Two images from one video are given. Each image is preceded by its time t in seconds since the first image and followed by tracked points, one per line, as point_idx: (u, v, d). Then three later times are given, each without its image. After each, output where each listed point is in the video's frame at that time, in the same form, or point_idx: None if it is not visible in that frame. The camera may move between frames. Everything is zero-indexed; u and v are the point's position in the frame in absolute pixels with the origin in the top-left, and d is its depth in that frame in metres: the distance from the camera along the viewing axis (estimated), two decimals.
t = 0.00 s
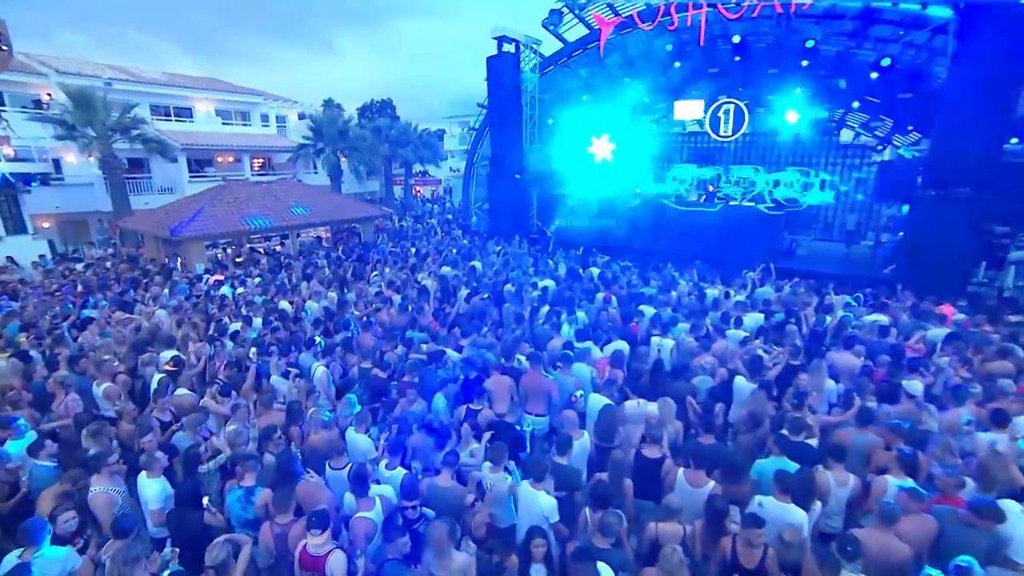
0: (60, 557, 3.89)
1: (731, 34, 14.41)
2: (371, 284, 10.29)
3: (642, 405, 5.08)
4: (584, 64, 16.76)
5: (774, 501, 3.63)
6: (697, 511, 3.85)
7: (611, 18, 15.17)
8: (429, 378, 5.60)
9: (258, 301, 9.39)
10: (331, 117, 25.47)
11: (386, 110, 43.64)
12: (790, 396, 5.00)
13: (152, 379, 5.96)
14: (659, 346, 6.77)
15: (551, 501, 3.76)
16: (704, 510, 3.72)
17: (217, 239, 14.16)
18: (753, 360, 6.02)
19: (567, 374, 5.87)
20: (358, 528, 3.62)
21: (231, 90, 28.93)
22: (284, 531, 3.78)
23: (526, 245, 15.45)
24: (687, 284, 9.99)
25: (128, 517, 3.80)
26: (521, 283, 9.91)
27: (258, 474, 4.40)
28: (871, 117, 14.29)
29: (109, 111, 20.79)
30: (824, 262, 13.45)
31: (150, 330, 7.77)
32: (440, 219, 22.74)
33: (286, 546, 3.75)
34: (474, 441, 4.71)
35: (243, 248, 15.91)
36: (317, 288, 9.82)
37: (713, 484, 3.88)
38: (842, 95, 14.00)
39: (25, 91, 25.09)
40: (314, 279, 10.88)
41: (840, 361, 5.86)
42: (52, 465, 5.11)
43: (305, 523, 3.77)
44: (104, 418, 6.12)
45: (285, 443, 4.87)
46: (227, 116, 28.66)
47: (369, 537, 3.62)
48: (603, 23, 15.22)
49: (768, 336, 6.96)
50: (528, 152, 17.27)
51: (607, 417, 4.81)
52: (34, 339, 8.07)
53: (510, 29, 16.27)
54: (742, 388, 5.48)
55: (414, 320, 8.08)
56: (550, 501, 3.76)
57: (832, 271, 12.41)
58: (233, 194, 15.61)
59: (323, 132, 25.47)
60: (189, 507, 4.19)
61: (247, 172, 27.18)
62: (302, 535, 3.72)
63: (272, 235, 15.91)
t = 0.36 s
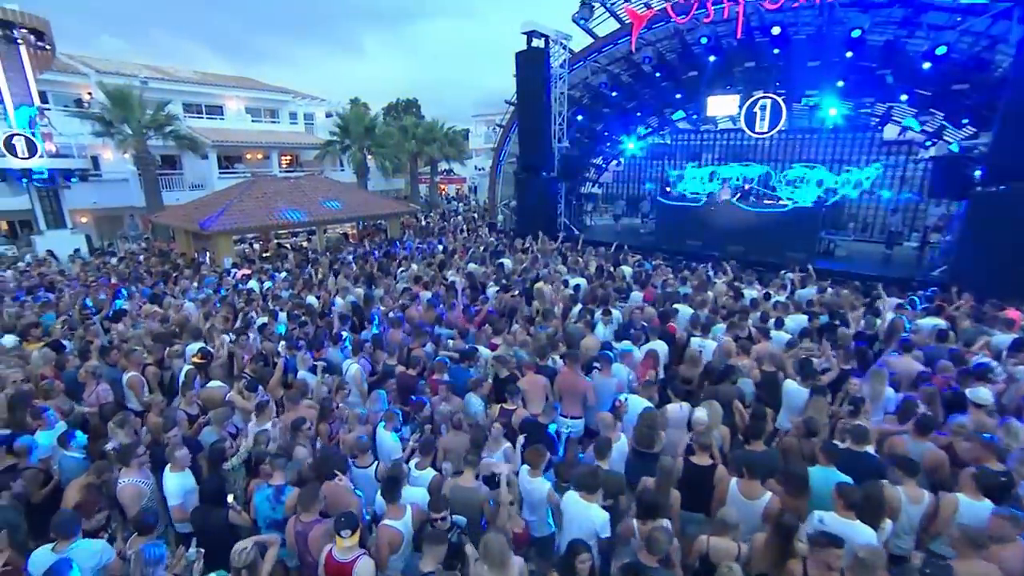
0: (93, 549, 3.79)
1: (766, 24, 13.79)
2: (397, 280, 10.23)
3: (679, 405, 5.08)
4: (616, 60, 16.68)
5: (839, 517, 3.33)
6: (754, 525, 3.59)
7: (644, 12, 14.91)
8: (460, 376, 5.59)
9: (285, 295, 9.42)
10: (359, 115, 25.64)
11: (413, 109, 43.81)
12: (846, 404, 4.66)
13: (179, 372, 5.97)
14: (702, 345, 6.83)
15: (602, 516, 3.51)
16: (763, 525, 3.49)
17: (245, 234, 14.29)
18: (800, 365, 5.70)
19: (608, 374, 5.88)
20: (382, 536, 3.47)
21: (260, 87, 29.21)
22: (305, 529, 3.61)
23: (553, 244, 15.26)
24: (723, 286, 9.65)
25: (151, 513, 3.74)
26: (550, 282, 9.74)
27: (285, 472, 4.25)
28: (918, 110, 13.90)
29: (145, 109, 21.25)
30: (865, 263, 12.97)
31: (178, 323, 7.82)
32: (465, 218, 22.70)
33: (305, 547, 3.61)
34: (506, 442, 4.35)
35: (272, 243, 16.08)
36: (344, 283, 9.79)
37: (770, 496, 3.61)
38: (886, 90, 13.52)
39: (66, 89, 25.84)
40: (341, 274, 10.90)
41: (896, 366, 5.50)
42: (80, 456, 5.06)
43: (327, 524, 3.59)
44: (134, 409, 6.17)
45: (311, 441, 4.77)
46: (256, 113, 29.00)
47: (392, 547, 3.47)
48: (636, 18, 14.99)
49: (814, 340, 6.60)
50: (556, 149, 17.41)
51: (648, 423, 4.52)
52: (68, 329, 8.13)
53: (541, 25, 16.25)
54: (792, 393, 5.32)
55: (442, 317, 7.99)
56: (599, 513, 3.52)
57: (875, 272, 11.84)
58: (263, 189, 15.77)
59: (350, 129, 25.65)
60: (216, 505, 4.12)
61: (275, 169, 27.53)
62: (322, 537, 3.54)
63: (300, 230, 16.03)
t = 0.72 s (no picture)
0: (127, 548, 3.71)
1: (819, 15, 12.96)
2: (430, 278, 10.13)
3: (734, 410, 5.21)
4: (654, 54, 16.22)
5: (927, 546, 2.97)
6: (846, 553, 3.30)
7: (685, 4, 14.15)
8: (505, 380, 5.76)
9: (319, 291, 9.39)
10: (392, 112, 25.78)
11: (444, 108, 43.90)
12: (924, 417, 4.26)
13: (215, 367, 5.98)
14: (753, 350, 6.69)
15: (668, 536, 3.30)
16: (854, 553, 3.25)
17: (280, 229, 14.42)
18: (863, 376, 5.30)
19: (657, 379, 6.05)
20: (417, 547, 3.36)
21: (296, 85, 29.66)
22: (332, 528, 3.61)
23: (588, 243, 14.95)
24: (770, 289, 9.21)
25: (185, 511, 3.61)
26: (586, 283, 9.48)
27: (316, 473, 4.10)
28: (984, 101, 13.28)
29: (187, 107, 21.75)
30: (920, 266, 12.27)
31: (214, 318, 7.86)
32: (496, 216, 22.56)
33: (332, 546, 3.62)
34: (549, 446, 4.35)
35: (306, 239, 16.20)
36: (377, 280, 9.73)
37: (862, 523, 3.31)
38: (948, 81, 13.01)
39: (113, 89, 26.65)
40: (374, 270, 10.85)
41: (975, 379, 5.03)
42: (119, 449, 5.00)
43: (352, 528, 3.57)
44: (171, 402, 6.18)
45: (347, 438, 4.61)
46: (292, 111, 29.47)
47: (428, 562, 3.34)
48: (677, 10, 14.25)
49: (876, 347, 6.16)
50: (592, 146, 17.17)
51: (704, 433, 4.58)
52: (110, 319, 8.23)
53: (578, 20, 15.95)
54: (858, 404, 4.97)
55: (476, 317, 7.83)
56: (665, 532, 3.32)
57: (933, 276, 11.18)
58: (297, 185, 15.90)
59: (383, 126, 25.81)
60: (249, 506, 4.03)
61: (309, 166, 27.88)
62: (346, 540, 3.55)
63: (333, 225, 16.11)
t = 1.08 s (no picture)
0: (166, 548, 3.59)
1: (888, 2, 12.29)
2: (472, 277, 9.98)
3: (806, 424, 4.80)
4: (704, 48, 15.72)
5: None
6: None
7: None
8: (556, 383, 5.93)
9: (361, 288, 9.35)
10: (432, 110, 25.86)
11: (482, 106, 43.79)
12: None
13: (258, 362, 5.99)
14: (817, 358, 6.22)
15: (750, 564, 3.12)
16: None
17: (322, 224, 14.53)
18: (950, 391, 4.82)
19: (720, 389, 5.81)
20: (467, 563, 3.17)
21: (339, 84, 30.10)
22: (374, 532, 3.49)
23: (632, 243, 14.52)
24: (832, 295, 8.65)
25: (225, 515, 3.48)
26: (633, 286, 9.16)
27: (359, 479, 3.96)
28: None
29: (235, 105, 22.26)
30: (997, 271, 11.38)
31: (258, 313, 7.87)
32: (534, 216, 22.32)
33: (372, 552, 3.49)
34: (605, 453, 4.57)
35: (346, 235, 16.32)
36: (419, 278, 9.64)
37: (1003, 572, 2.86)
38: None
39: (168, 89, 27.54)
40: (415, 268, 10.77)
41: None
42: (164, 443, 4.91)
43: (394, 536, 3.43)
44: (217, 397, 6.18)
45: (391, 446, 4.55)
46: (334, 109, 29.90)
47: None
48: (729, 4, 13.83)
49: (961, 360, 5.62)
50: (637, 144, 16.69)
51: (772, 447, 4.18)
52: (158, 312, 8.31)
53: (625, 14, 15.59)
54: (956, 423, 4.49)
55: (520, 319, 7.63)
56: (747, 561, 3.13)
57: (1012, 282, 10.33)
58: (338, 181, 16.01)
59: (424, 124, 25.92)
60: (294, 511, 4.05)
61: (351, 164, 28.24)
62: (386, 547, 3.41)
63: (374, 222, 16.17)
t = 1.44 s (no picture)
0: (212, 556, 3.41)
1: None
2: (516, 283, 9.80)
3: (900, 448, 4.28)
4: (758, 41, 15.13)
5: None
6: None
7: None
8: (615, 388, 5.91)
9: (405, 287, 9.23)
10: (475, 109, 25.83)
11: (523, 105, 43.47)
12: None
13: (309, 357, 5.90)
14: (899, 372, 5.65)
15: None
16: None
17: (366, 221, 14.57)
18: None
19: (794, 404, 5.37)
20: None
21: (384, 83, 30.40)
22: (429, 551, 3.26)
23: (681, 245, 13.95)
24: (910, 304, 7.95)
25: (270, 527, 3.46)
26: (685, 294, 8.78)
27: (414, 491, 3.84)
28: None
29: (283, 103, 22.75)
30: None
31: (304, 311, 7.83)
32: (576, 216, 21.95)
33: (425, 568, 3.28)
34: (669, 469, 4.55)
35: (389, 232, 16.29)
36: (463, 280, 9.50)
37: None
38: None
39: (221, 89, 28.46)
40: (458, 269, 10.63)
41: None
42: (210, 441, 4.82)
43: (452, 555, 3.22)
44: (262, 393, 6.13)
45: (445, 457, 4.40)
46: (378, 108, 30.19)
47: None
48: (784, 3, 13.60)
49: None
50: (687, 141, 16.11)
51: (859, 470, 3.78)
52: (208, 306, 8.36)
53: (678, 7, 15.12)
54: None
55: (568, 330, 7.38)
56: None
57: None
58: (382, 178, 16.01)
59: (467, 122, 25.92)
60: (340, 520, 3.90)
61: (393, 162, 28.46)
62: (443, 567, 3.19)
63: (416, 219, 16.08)
